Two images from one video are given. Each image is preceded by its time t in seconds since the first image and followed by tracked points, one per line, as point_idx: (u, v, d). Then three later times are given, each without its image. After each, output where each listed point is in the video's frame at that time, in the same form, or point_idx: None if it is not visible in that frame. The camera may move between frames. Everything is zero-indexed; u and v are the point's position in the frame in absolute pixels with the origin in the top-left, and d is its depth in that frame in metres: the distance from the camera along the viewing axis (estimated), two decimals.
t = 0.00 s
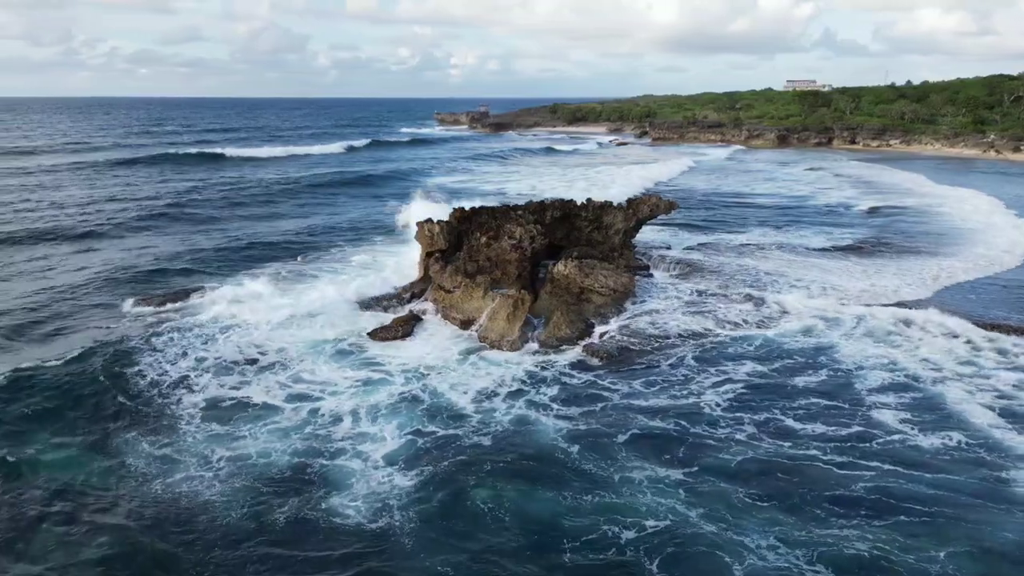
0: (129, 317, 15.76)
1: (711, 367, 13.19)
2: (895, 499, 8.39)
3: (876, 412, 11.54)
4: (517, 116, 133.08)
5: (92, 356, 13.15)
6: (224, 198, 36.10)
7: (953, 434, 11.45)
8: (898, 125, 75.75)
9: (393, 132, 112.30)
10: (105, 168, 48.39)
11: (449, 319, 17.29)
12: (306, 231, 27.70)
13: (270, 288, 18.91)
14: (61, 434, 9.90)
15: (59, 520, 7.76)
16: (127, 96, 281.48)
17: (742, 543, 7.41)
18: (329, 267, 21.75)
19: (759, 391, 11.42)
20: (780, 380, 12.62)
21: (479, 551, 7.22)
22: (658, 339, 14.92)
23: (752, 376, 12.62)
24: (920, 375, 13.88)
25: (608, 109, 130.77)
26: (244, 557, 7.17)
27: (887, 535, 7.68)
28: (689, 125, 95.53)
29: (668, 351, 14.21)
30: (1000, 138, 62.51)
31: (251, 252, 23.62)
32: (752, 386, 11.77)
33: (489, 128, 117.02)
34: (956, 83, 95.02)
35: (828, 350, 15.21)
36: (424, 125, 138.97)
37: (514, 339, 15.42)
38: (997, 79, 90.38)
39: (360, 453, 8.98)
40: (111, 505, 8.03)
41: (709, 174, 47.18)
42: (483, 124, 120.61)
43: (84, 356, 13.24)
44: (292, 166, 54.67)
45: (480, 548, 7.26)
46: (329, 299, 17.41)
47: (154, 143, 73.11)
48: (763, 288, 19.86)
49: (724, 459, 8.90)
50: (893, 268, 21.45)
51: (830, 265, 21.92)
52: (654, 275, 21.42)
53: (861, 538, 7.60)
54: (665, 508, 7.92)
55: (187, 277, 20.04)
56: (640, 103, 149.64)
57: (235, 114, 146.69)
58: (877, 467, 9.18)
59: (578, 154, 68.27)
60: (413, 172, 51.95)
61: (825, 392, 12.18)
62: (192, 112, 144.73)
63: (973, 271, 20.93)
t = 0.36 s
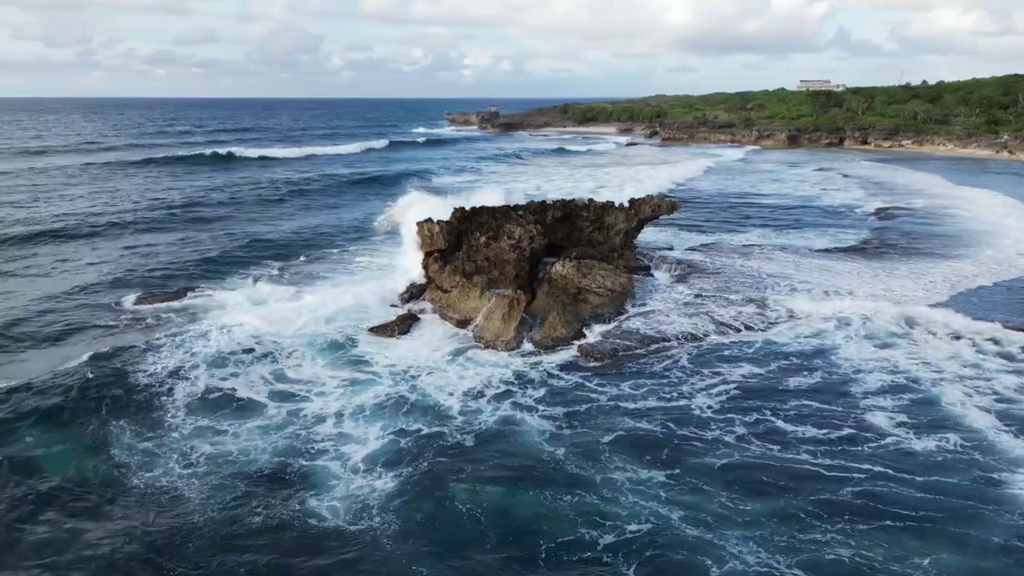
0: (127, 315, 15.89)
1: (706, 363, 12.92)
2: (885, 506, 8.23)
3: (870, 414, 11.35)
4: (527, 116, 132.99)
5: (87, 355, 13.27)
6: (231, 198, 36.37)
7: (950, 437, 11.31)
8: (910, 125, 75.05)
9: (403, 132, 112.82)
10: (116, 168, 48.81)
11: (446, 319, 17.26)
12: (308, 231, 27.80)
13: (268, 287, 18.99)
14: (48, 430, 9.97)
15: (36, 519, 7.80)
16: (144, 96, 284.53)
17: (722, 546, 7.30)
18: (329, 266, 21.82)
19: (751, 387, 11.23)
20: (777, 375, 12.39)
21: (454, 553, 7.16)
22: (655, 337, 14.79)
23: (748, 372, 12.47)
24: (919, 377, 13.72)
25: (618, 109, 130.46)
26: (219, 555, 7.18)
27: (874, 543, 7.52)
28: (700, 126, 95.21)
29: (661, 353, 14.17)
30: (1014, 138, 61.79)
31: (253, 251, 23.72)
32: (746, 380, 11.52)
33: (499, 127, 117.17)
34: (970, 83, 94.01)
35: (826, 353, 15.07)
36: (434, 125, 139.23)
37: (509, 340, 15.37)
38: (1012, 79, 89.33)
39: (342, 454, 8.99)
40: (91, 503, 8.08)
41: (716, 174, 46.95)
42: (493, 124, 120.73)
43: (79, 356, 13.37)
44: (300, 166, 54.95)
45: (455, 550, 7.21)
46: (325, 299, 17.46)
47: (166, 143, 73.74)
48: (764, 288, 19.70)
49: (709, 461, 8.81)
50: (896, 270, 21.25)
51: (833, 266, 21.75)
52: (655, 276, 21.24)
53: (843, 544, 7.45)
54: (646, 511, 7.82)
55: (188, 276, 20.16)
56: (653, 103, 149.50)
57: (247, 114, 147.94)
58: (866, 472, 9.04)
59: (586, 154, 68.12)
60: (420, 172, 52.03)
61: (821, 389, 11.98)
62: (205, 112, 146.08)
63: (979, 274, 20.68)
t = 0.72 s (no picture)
0: (128, 313, 16.06)
1: (701, 365, 12.83)
2: (872, 508, 8.09)
3: (865, 417, 11.12)
4: (539, 116, 132.95)
5: (88, 354, 13.45)
6: (240, 198, 36.70)
7: (946, 442, 11.14)
8: (924, 125, 74.25)
9: (415, 132, 113.27)
10: (129, 168, 49.39)
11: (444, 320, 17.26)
12: (314, 231, 27.94)
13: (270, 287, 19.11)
14: (38, 424, 10.10)
15: (20, 514, 7.92)
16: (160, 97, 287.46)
17: (699, 549, 7.19)
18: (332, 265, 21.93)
19: (744, 390, 11.11)
20: (772, 378, 12.28)
21: (427, 555, 7.11)
22: (652, 338, 14.64)
23: (743, 372, 12.36)
24: (919, 381, 13.54)
25: (630, 109, 130.05)
26: (194, 552, 7.25)
27: (856, 545, 7.39)
28: (712, 126, 94.88)
29: (657, 355, 14.09)
30: None
31: (257, 251, 23.89)
32: (739, 383, 11.42)
33: (510, 127, 117.26)
34: (987, 83, 92.83)
35: (825, 355, 14.91)
36: (446, 125, 139.53)
37: (505, 342, 15.35)
38: None
39: (323, 453, 9.03)
40: (73, 500, 8.19)
41: (725, 174, 46.72)
42: (504, 124, 120.83)
43: (79, 354, 13.55)
44: (310, 167, 55.29)
45: (428, 551, 7.16)
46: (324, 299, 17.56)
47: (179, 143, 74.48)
48: (766, 289, 19.55)
49: (694, 463, 8.71)
50: (902, 273, 21.00)
51: (837, 268, 21.53)
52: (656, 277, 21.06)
53: (824, 547, 7.30)
54: (626, 513, 7.73)
55: (191, 275, 20.34)
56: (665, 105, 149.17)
57: (261, 115, 149.11)
58: (856, 475, 8.89)
59: (596, 155, 67.98)
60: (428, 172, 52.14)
61: (816, 392, 11.85)
62: (219, 113, 147.38)
63: (986, 277, 20.40)
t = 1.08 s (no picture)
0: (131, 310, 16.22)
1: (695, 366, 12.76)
2: (858, 512, 7.98)
3: (861, 420, 10.94)
4: (551, 117, 132.86)
5: (88, 351, 13.62)
6: (250, 198, 37.02)
7: (943, 445, 10.96)
8: (939, 126, 73.39)
9: (427, 133, 113.59)
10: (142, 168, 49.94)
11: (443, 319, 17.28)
12: (319, 231, 28.10)
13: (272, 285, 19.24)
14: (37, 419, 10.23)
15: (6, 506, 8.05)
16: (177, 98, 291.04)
17: (678, 551, 7.15)
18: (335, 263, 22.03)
19: (736, 390, 11.03)
20: (767, 378, 12.18)
21: (403, 556, 7.12)
22: (648, 339, 14.55)
23: (738, 373, 12.26)
24: (918, 385, 13.36)
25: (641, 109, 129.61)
26: (172, 549, 7.34)
27: (839, 549, 7.30)
28: (724, 126, 94.54)
29: (653, 356, 14.02)
30: None
31: (262, 250, 24.06)
32: (732, 384, 11.33)
33: (522, 127, 117.36)
34: (1004, 83, 91.58)
35: (824, 357, 14.77)
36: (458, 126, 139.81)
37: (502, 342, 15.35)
38: None
39: (305, 452, 9.11)
40: (59, 495, 8.32)
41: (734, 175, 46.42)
42: (516, 124, 120.97)
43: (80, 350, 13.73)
44: (321, 167, 55.61)
45: (404, 551, 7.18)
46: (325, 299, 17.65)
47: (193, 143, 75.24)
48: (768, 290, 19.40)
49: (679, 465, 8.64)
50: (908, 276, 20.76)
51: (842, 270, 21.32)
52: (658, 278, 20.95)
53: (806, 550, 7.22)
54: (606, 515, 7.68)
55: (195, 274, 20.52)
56: (678, 104, 148.75)
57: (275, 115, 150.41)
58: (845, 479, 8.78)
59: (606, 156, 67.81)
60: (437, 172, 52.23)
61: (810, 394, 11.73)
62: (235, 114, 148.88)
63: (992, 280, 20.15)
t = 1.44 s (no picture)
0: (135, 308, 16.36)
1: (690, 367, 12.64)
2: (845, 519, 7.86)
3: (855, 423, 10.79)
4: (563, 117, 132.69)
5: (90, 346, 13.76)
6: (260, 199, 37.26)
7: (942, 449, 10.76)
8: (955, 127, 72.44)
9: (439, 133, 113.83)
10: (156, 168, 50.44)
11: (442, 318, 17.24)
12: (326, 231, 28.22)
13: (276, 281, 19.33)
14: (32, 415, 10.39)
15: None
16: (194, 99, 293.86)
17: (657, 554, 7.10)
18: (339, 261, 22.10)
19: (728, 393, 10.91)
20: (762, 380, 12.05)
21: (379, 554, 7.14)
22: (645, 340, 14.46)
23: (734, 374, 12.14)
24: (918, 390, 13.16)
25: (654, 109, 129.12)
26: (153, 545, 7.45)
27: (822, 555, 7.19)
28: (738, 126, 94.05)
29: (649, 358, 13.93)
30: None
31: (268, 250, 24.20)
32: (724, 387, 11.20)
33: (535, 128, 117.33)
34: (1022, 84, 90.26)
35: (824, 359, 14.59)
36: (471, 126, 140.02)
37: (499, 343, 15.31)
38: None
39: (290, 449, 9.19)
40: (49, 488, 8.47)
41: (744, 176, 46.11)
42: (529, 124, 121.00)
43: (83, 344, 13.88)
44: (331, 168, 55.90)
45: (381, 549, 7.21)
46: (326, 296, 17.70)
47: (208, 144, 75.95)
48: (770, 291, 19.21)
49: (664, 467, 8.56)
50: (914, 279, 20.49)
51: (847, 272, 21.07)
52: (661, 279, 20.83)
53: (789, 556, 7.13)
54: (586, 516, 7.63)
55: (201, 273, 20.69)
56: (693, 105, 148.04)
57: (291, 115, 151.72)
58: (833, 484, 8.66)
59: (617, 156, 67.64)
60: (446, 173, 52.31)
61: (806, 395, 11.59)
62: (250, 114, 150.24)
63: (1000, 284, 19.85)
